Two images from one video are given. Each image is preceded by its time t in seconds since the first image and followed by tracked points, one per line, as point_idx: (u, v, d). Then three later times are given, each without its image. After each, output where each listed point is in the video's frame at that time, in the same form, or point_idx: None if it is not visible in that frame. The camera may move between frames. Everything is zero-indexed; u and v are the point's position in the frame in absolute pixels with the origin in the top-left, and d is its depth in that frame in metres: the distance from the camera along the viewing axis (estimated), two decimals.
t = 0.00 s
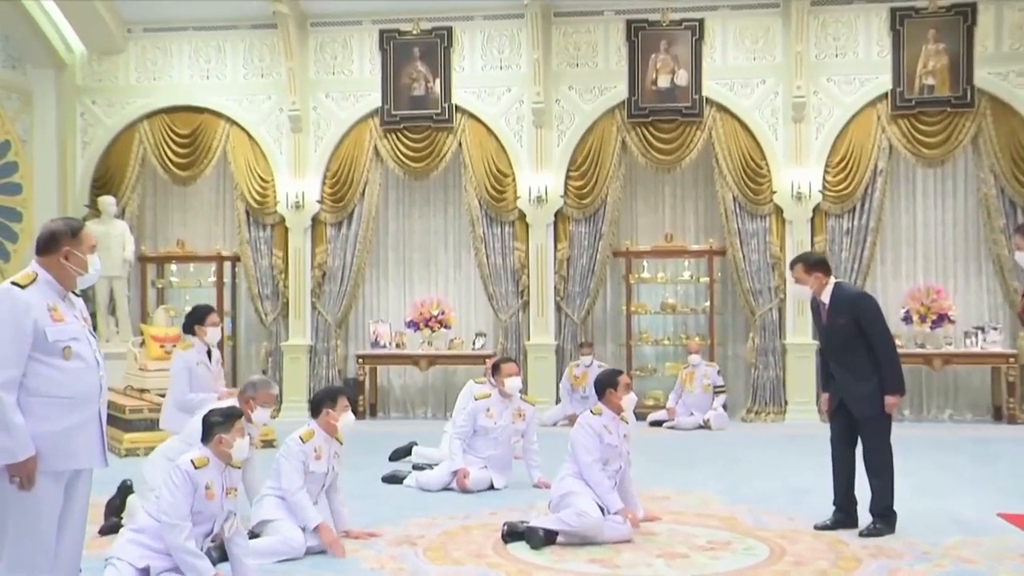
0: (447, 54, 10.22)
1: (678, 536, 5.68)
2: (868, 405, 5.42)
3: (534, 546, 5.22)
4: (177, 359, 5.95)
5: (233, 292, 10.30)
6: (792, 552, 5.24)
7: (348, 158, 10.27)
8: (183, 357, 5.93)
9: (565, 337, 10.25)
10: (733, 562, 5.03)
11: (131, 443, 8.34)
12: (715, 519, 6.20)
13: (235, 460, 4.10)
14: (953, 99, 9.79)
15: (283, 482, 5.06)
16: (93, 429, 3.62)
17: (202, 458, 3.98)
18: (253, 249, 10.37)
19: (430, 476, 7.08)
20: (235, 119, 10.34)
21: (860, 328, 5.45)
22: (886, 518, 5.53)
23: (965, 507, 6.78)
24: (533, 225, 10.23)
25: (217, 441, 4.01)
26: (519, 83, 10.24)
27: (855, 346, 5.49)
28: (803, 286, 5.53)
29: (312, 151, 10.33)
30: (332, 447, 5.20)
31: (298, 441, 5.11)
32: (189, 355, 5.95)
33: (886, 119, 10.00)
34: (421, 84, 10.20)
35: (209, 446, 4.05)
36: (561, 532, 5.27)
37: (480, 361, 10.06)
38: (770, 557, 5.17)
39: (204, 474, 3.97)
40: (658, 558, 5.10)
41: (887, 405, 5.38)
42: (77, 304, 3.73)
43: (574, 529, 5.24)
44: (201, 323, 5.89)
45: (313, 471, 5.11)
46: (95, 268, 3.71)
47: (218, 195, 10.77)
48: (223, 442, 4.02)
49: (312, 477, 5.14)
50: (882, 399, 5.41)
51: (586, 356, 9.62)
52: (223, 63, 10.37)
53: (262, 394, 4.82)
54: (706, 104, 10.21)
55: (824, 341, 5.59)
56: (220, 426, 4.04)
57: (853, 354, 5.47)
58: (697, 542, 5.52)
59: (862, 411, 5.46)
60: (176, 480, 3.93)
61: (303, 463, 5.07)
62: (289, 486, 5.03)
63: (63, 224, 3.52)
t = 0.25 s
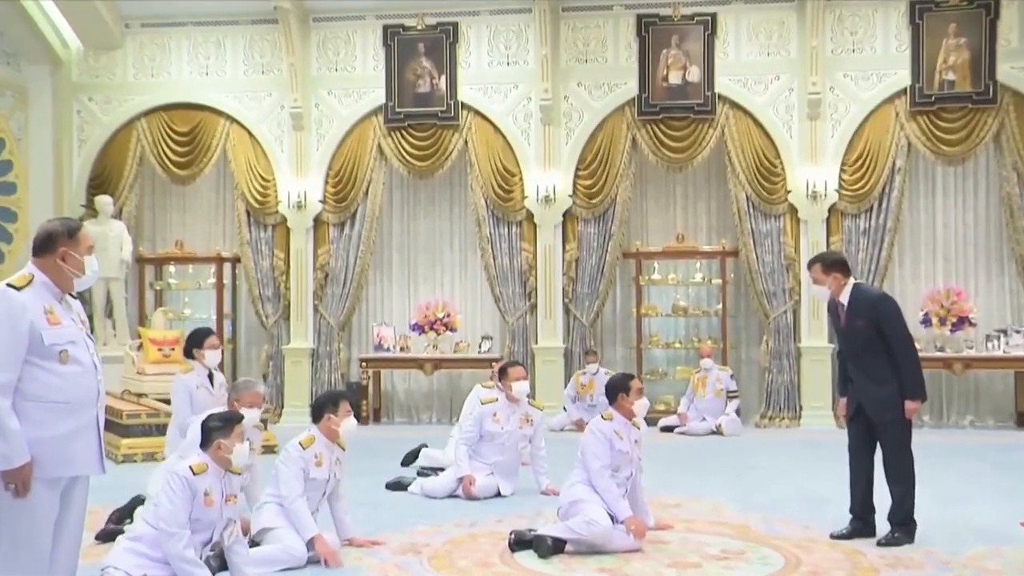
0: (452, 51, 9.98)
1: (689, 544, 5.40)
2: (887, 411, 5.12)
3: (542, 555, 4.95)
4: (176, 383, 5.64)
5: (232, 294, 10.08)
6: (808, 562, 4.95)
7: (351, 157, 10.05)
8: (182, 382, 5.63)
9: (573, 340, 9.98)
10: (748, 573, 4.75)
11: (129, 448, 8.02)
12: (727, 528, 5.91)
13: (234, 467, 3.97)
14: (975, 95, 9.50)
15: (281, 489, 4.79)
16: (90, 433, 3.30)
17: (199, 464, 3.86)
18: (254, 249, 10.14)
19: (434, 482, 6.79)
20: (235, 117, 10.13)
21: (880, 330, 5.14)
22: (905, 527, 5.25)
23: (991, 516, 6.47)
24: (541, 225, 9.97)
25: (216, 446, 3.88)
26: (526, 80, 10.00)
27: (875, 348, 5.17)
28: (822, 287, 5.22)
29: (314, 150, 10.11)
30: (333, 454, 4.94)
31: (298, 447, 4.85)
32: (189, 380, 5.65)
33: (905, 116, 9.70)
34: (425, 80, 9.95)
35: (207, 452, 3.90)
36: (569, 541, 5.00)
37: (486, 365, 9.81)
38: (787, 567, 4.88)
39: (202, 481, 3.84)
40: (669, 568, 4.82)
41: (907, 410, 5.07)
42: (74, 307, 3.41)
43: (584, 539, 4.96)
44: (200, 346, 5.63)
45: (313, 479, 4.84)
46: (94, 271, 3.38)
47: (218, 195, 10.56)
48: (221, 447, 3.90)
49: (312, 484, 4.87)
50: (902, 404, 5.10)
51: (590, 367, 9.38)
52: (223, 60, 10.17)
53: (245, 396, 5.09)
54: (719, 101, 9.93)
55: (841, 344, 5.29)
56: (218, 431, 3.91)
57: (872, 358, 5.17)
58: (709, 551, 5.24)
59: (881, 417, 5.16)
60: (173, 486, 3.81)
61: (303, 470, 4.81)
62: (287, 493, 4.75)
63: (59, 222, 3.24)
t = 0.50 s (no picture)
0: (454, 46, 9.78)
1: (695, 550, 5.20)
2: (897, 414, 4.91)
3: (546, 561, 4.75)
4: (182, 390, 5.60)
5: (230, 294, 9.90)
6: (817, 570, 4.75)
7: (350, 155, 9.86)
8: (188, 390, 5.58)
9: (578, 342, 9.78)
10: None
11: (124, 453, 7.79)
12: (735, 533, 5.71)
13: (232, 471, 4.03)
14: (989, 91, 9.28)
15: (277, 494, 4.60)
16: (86, 436, 3.37)
17: (196, 469, 3.92)
18: (251, 249, 9.96)
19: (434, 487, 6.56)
20: (232, 114, 9.97)
21: (892, 330, 4.92)
22: (917, 533, 5.03)
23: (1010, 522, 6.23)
24: (545, 225, 9.77)
25: (213, 450, 3.94)
26: (529, 76, 9.80)
27: (887, 349, 4.96)
28: (833, 286, 5.01)
29: (313, 147, 9.94)
30: (330, 456, 4.74)
31: (292, 450, 4.63)
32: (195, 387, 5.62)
33: (917, 112, 9.47)
34: (426, 76, 9.76)
35: (204, 456, 3.98)
36: (574, 547, 4.80)
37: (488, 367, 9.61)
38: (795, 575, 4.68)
39: (198, 485, 3.90)
40: None
41: (919, 413, 4.86)
42: (68, 307, 3.45)
43: (587, 545, 4.77)
44: (206, 354, 5.68)
45: (308, 483, 4.64)
46: (88, 272, 3.42)
47: (215, 194, 10.39)
48: (218, 451, 3.96)
49: (309, 488, 4.67)
50: (913, 407, 4.89)
51: (597, 366, 9.15)
52: (220, 56, 10.01)
53: (236, 401, 5.00)
54: (726, 98, 9.71)
55: (852, 344, 5.09)
56: (216, 435, 3.97)
57: (883, 360, 4.96)
58: (716, 557, 5.04)
59: (891, 420, 4.96)
60: (169, 491, 3.88)
61: (299, 474, 4.61)
62: (284, 497, 4.55)
63: (54, 220, 3.30)
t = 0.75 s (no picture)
0: (455, 43, 9.66)
1: (700, 554, 5.07)
2: (905, 417, 4.78)
3: (549, 564, 4.61)
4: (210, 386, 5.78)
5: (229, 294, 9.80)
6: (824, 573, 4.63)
7: (351, 153, 9.75)
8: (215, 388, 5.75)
9: (581, 342, 9.65)
10: None
11: (120, 454, 7.70)
12: (741, 536, 5.58)
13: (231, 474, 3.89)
14: (999, 87, 9.13)
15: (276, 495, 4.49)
16: (85, 437, 3.30)
17: (195, 471, 3.79)
18: (251, 248, 9.86)
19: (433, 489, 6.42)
20: (231, 111, 9.87)
21: (901, 331, 4.79)
22: (926, 536, 4.89)
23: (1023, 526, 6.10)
24: (548, 224, 9.64)
25: (212, 453, 3.82)
26: (531, 73, 9.68)
27: (895, 351, 4.83)
28: (840, 285, 4.90)
29: (312, 146, 9.83)
30: (331, 457, 4.62)
31: (292, 451, 4.52)
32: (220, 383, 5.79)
33: (926, 109, 9.33)
34: (428, 73, 9.64)
35: (203, 458, 3.84)
36: (577, 549, 4.68)
37: (490, 367, 9.50)
38: None
39: (195, 488, 3.78)
40: None
41: (927, 417, 4.72)
42: (67, 308, 3.39)
43: (592, 547, 4.65)
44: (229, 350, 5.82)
45: (308, 485, 4.53)
46: (88, 273, 3.35)
47: (213, 192, 10.29)
48: (217, 454, 3.83)
49: (309, 490, 4.56)
50: (921, 410, 4.75)
51: (603, 366, 9.04)
52: (219, 53, 9.91)
53: (229, 402, 4.84)
54: (731, 95, 9.58)
55: (861, 344, 4.96)
56: (214, 437, 3.83)
57: (892, 361, 4.83)
58: (722, 561, 4.91)
59: (899, 423, 4.82)
60: (167, 494, 3.76)
61: (298, 475, 4.50)
62: (284, 499, 4.44)
63: (53, 219, 3.24)
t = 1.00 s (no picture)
0: (459, 42, 9.63)
1: (707, 555, 5.03)
2: (911, 417, 4.73)
3: (555, 566, 4.57)
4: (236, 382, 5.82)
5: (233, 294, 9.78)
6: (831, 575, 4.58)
7: (355, 154, 9.73)
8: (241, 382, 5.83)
9: (586, 343, 9.62)
10: None
11: (125, 454, 7.68)
12: (748, 538, 5.53)
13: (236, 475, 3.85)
14: (1007, 87, 9.09)
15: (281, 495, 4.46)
16: (91, 439, 3.26)
17: (200, 472, 3.76)
18: (255, 248, 9.84)
19: (439, 490, 6.40)
20: (235, 112, 9.85)
21: (909, 332, 4.75)
22: (933, 538, 4.84)
23: None
24: (553, 224, 9.61)
25: (218, 454, 3.80)
26: (536, 73, 9.65)
27: (903, 351, 4.78)
28: (848, 284, 4.84)
29: (317, 146, 9.81)
30: (337, 459, 4.60)
31: (299, 452, 4.50)
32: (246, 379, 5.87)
33: (932, 109, 9.29)
34: (432, 73, 9.62)
35: (207, 459, 3.81)
36: (582, 551, 4.62)
37: (495, 368, 9.47)
38: None
39: (202, 489, 3.76)
40: None
41: (934, 418, 4.68)
42: (75, 308, 3.36)
43: (598, 549, 4.60)
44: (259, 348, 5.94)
45: (315, 485, 4.50)
46: (95, 273, 3.33)
47: (217, 192, 10.28)
48: (222, 455, 3.80)
49: (315, 490, 4.54)
50: (928, 411, 4.71)
51: (609, 366, 9.01)
52: (223, 53, 9.89)
53: (229, 403, 4.80)
54: (737, 94, 9.54)
55: (868, 344, 4.92)
56: (219, 438, 3.81)
57: (899, 361, 4.78)
58: (728, 562, 4.87)
59: (905, 424, 4.78)
60: (173, 496, 3.73)
61: (305, 476, 4.47)
62: (291, 499, 4.42)
63: (60, 220, 3.21)
